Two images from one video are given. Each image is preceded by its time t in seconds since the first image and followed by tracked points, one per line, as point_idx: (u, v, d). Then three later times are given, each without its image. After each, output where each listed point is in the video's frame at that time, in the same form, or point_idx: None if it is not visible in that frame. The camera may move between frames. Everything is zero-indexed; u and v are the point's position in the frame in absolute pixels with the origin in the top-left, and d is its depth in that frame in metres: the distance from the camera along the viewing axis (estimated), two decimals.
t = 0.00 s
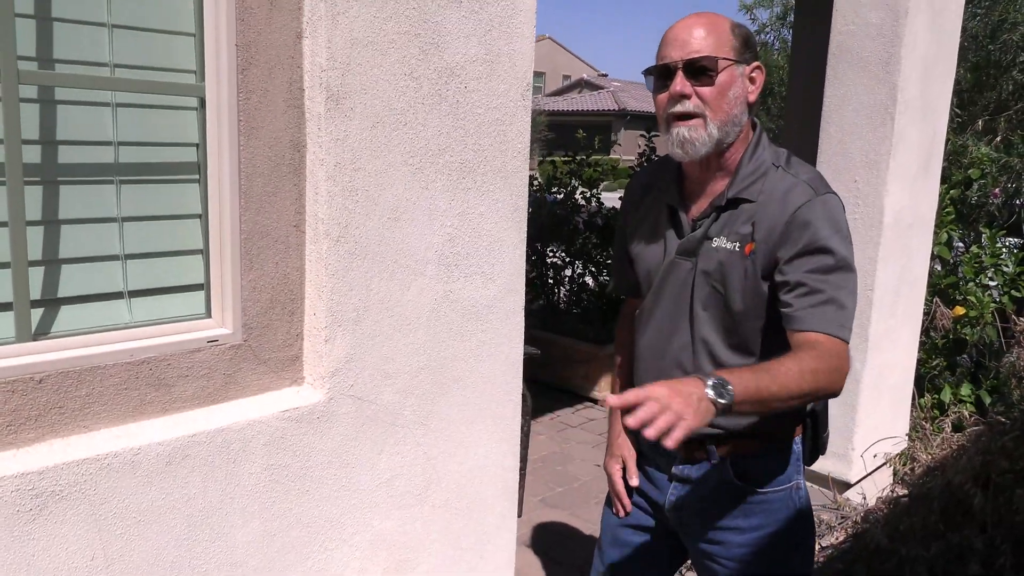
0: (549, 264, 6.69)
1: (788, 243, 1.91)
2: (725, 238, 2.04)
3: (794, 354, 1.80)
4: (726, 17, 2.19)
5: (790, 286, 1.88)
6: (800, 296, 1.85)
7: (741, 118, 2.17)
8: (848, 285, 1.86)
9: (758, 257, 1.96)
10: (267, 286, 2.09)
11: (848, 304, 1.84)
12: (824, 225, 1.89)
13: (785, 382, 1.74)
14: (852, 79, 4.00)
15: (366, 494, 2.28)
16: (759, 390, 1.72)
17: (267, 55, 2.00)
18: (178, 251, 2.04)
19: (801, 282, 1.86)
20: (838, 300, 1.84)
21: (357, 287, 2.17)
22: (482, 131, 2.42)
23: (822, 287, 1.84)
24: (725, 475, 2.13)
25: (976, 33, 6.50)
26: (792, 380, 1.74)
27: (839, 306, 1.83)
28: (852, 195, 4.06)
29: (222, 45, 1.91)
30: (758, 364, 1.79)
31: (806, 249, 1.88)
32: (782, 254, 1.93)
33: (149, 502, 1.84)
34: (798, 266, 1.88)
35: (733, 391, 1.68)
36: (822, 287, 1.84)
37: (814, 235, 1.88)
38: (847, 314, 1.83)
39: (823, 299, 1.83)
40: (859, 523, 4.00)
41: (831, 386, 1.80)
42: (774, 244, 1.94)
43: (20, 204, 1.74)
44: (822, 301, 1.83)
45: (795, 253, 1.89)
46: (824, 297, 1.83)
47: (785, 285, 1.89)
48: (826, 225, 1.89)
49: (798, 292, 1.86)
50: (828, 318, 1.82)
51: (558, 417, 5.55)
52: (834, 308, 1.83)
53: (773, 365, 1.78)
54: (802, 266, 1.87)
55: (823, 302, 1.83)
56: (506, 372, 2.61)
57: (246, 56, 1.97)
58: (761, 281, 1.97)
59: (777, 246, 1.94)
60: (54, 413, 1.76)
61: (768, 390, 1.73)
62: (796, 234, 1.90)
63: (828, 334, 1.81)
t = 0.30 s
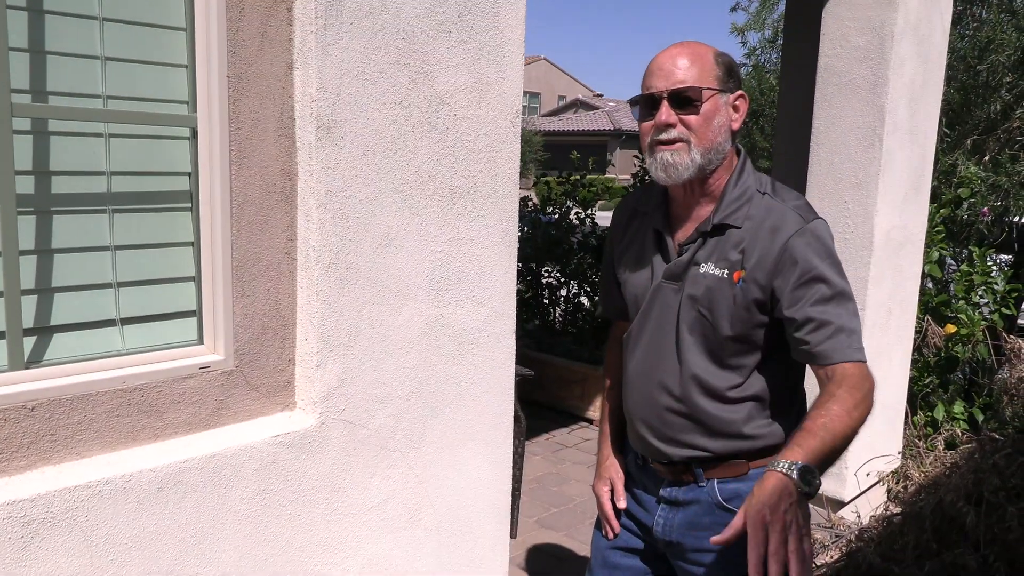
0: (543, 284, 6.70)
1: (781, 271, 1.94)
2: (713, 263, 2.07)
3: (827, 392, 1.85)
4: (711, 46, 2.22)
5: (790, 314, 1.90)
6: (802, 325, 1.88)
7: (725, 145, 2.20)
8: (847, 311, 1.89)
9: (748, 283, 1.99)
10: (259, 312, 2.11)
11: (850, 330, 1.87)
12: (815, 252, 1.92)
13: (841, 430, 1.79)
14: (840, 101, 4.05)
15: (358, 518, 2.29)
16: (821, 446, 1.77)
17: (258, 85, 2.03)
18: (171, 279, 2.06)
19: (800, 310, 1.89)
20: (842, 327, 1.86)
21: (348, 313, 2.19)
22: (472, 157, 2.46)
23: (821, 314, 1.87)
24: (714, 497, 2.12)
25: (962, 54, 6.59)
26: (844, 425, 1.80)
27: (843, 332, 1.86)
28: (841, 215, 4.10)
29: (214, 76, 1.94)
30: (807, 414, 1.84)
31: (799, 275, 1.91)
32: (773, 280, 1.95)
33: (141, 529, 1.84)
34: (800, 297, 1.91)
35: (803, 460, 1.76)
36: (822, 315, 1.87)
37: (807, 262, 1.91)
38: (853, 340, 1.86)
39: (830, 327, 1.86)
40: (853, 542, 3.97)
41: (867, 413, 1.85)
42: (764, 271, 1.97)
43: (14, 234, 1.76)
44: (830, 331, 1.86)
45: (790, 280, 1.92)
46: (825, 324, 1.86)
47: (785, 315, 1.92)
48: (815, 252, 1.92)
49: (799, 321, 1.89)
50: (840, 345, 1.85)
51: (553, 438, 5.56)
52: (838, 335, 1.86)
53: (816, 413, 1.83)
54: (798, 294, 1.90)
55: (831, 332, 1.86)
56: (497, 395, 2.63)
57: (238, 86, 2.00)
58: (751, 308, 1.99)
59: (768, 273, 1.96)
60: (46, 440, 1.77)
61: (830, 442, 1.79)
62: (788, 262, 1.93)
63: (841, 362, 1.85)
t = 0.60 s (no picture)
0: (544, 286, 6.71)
1: (781, 270, 1.95)
2: (713, 264, 2.08)
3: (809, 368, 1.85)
4: (711, 49, 2.24)
5: (788, 312, 1.91)
6: (800, 322, 1.89)
7: (728, 149, 2.23)
8: (843, 309, 1.90)
9: (749, 283, 2.00)
10: (259, 317, 2.13)
11: (848, 328, 1.88)
12: (814, 252, 1.94)
13: (800, 396, 1.78)
14: (835, 98, 4.06)
15: (360, 520, 2.30)
16: (768, 399, 1.77)
17: (254, 93, 2.06)
18: (172, 285, 2.08)
19: (798, 308, 1.89)
20: (840, 324, 1.87)
21: (347, 317, 2.21)
22: (468, 160, 2.48)
23: (820, 313, 1.88)
24: (716, 493, 2.13)
25: (959, 49, 6.59)
26: (806, 393, 1.79)
27: (841, 330, 1.86)
28: (839, 212, 4.11)
29: (210, 84, 1.96)
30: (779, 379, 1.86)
31: (798, 275, 1.92)
32: (772, 281, 1.97)
33: (146, 533, 1.85)
34: (796, 297, 1.91)
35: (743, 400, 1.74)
36: (820, 313, 1.88)
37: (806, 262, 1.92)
38: (852, 337, 1.87)
39: (826, 324, 1.86)
40: (857, 537, 3.95)
41: (842, 403, 1.81)
42: (764, 272, 1.99)
43: (14, 243, 1.78)
44: (826, 329, 1.86)
45: (789, 280, 1.93)
46: (823, 322, 1.87)
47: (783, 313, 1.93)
48: (813, 251, 1.94)
49: (798, 319, 1.89)
50: (837, 341, 1.85)
51: (555, 438, 5.57)
52: (836, 333, 1.86)
53: (788, 379, 1.84)
54: (797, 293, 1.91)
55: (827, 329, 1.86)
56: (497, 396, 2.65)
57: (235, 94, 2.02)
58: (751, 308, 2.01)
59: (769, 274, 1.98)
60: (49, 447, 1.79)
61: (783, 401, 1.78)
62: (786, 262, 1.94)
63: (842, 359, 1.84)
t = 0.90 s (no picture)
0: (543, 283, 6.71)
1: (770, 262, 1.96)
2: (706, 259, 2.09)
3: (792, 362, 1.82)
4: (701, 45, 2.24)
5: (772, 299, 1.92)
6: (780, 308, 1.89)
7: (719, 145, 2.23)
8: (824, 298, 1.89)
9: (742, 279, 2.01)
10: (255, 315, 2.14)
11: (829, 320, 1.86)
12: (804, 245, 1.94)
13: (785, 394, 1.74)
14: (832, 94, 4.06)
15: (358, 516, 2.31)
16: (759, 401, 1.72)
17: (250, 91, 2.06)
18: (168, 283, 2.09)
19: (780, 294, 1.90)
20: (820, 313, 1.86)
21: (344, 314, 2.22)
22: (464, 157, 2.48)
23: (801, 300, 1.88)
24: (715, 488, 2.14)
25: (956, 44, 6.61)
26: (791, 390, 1.75)
27: (819, 318, 1.85)
28: (836, 208, 4.12)
29: (206, 83, 1.97)
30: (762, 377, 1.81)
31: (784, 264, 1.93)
32: (762, 275, 1.98)
33: (144, 531, 1.86)
34: (781, 287, 1.92)
35: (736, 407, 1.68)
36: (801, 301, 1.88)
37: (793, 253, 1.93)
38: (831, 324, 1.85)
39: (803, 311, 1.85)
40: (855, 532, 3.96)
41: (825, 399, 1.78)
42: (756, 268, 2.00)
43: (11, 242, 1.79)
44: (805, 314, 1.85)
45: (775, 269, 1.94)
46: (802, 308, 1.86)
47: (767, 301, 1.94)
48: (803, 245, 1.94)
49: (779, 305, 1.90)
50: (816, 328, 1.83)
51: (553, 434, 5.59)
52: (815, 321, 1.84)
53: (772, 375, 1.80)
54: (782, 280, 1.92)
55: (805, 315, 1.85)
56: (493, 392, 2.66)
57: (230, 93, 2.03)
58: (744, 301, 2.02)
59: (760, 268, 1.99)
60: (46, 445, 1.79)
61: (770, 400, 1.73)
62: (774, 255, 1.96)
63: (823, 350, 1.82)
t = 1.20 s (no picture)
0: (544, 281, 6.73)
1: (772, 265, 1.98)
2: (705, 256, 2.08)
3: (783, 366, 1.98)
4: (696, 41, 2.24)
5: (776, 317, 1.96)
6: (786, 327, 1.95)
7: (717, 141, 2.23)
8: (825, 307, 1.96)
9: (742, 276, 2.02)
10: (257, 315, 2.15)
11: (830, 328, 1.96)
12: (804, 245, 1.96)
13: (773, 399, 1.92)
14: (833, 88, 4.06)
15: (361, 514, 2.32)
16: (747, 401, 1.92)
17: (248, 91, 2.07)
18: (171, 284, 2.10)
19: (786, 312, 1.94)
20: (824, 327, 1.95)
21: (345, 313, 2.23)
22: (463, 155, 2.49)
23: (806, 315, 1.94)
24: (716, 483, 2.16)
25: (958, 36, 6.57)
26: (780, 395, 1.92)
27: (823, 332, 1.95)
28: (838, 202, 4.11)
29: (205, 84, 1.98)
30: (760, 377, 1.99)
31: (787, 274, 1.96)
32: (764, 275, 2.00)
33: (149, 530, 1.88)
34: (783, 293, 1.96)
35: (721, 406, 1.91)
36: (806, 316, 1.94)
37: (795, 259, 1.96)
38: (830, 337, 1.96)
39: (806, 325, 1.94)
40: (860, 526, 3.95)
41: (814, 401, 1.94)
42: (756, 266, 2.01)
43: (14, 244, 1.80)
44: (809, 331, 1.94)
45: (777, 276, 1.96)
46: (808, 326, 1.94)
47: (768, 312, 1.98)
48: (804, 245, 1.96)
49: (785, 324, 1.95)
50: (817, 344, 1.94)
51: (558, 432, 5.58)
52: (820, 335, 1.95)
53: (766, 376, 1.97)
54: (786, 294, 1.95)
55: (806, 330, 1.94)
56: (495, 390, 2.66)
57: (230, 93, 2.04)
58: (744, 298, 2.04)
59: (761, 268, 2.00)
60: (51, 446, 1.81)
61: (758, 403, 1.92)
62: (774, 257, 1.98)
63: (821, 359, 1.95)
